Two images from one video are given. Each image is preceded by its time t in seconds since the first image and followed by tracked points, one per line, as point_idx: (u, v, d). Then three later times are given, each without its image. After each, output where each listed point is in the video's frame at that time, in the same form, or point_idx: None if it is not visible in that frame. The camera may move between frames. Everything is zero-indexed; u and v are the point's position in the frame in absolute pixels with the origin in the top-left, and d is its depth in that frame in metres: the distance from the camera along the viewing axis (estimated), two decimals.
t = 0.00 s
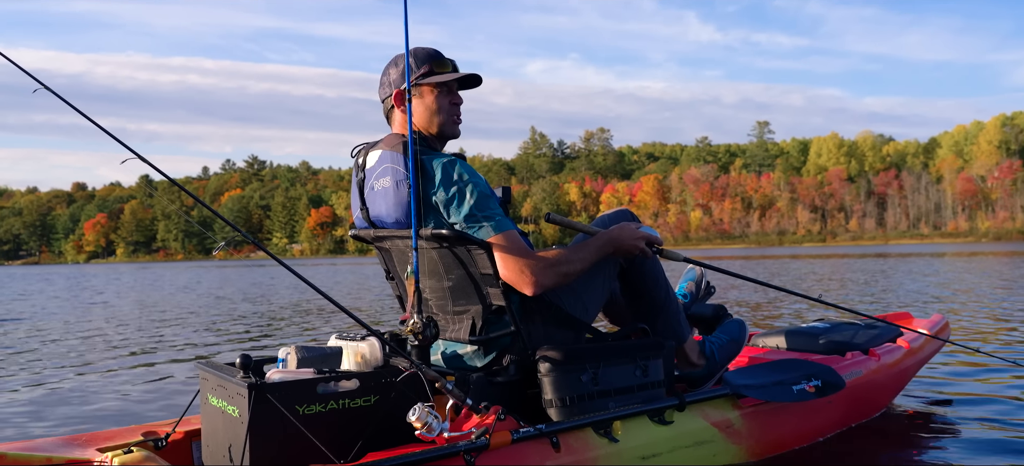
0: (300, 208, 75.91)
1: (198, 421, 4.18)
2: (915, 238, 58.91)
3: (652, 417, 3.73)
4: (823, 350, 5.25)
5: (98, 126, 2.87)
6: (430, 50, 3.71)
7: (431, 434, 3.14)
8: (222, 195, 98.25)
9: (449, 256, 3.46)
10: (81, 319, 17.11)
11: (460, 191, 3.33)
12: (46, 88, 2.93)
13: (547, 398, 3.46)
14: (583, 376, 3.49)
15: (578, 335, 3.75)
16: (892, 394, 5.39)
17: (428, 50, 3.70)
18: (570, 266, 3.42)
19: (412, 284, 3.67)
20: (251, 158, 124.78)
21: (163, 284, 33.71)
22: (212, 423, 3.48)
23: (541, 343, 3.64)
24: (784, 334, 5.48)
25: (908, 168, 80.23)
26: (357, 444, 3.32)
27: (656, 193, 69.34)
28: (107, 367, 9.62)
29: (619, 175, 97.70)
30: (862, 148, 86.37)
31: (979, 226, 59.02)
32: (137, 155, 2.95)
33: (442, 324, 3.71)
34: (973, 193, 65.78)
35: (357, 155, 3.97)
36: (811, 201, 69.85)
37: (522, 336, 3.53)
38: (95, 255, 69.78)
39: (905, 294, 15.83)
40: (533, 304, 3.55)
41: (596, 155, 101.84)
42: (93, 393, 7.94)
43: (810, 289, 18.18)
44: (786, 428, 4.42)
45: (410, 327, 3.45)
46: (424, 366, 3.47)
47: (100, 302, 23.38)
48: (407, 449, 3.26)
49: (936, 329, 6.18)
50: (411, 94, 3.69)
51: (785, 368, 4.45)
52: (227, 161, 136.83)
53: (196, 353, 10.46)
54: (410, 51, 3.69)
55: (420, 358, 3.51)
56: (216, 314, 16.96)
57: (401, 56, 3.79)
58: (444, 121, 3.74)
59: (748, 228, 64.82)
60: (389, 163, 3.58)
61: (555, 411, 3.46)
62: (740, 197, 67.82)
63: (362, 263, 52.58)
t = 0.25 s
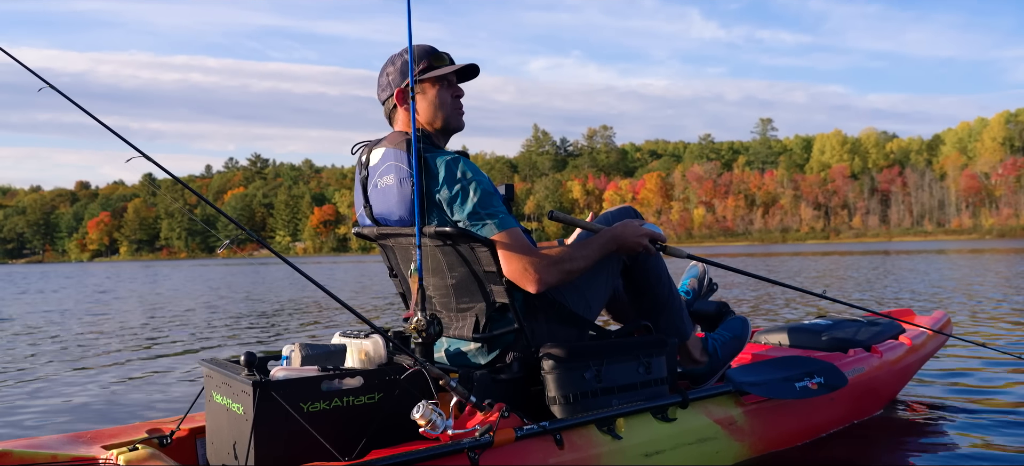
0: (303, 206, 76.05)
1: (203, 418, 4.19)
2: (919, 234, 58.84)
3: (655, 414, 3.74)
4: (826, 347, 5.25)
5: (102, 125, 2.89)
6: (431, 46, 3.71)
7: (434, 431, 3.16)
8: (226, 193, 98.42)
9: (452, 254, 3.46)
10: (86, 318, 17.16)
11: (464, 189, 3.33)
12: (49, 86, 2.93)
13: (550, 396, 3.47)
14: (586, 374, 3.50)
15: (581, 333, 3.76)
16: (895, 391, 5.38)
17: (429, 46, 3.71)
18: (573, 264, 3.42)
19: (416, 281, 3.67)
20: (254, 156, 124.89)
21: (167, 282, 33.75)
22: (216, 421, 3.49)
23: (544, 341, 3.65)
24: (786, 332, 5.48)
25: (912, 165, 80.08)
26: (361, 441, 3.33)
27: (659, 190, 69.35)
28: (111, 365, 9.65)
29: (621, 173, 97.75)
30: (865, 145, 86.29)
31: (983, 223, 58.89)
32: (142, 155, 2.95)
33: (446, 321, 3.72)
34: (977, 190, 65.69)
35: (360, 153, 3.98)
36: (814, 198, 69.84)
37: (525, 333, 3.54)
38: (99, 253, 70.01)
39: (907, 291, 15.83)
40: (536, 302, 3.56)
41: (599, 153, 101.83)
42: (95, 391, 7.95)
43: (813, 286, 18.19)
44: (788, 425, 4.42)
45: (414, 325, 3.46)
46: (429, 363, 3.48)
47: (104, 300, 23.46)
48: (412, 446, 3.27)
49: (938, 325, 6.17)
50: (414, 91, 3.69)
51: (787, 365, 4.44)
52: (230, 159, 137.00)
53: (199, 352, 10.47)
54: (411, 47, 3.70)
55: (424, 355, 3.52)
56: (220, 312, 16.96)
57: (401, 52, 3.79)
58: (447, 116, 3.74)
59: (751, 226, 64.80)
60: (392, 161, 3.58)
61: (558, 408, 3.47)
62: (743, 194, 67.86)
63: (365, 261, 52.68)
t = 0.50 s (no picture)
0: (306, 204, 76.13)
1: (208, 416, 4.22)
2: (923, 231, 58.70)
3: (658, 412, 3.75)
4: (828, 344, 5.26)
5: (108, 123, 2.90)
6: (432, 44, 3.72)
7: (439, 430, 3.17)
8: (228, 191, 98.49)
9: (456, 253, 3.48)
10: (91, 317, 17.20)
11: (468, 187, 3.34)
12: (55, 88, 2.98)
13: (554, 394, 3.49)
14: (590, 372, 3.51)
15: (585, 330, 3.77)
16: (897, 388, 5.39)
17: (430, 44, 3.72)
18: (577, 262, 3.43)
19: (418, 280, 3.70)
20: (258, 155, 124.98)
21: (171, 280, 33.80)
22: (221, 419, 3.51)
23: (547, 339, 3.66)
24: (789, 329, 5.49)
25: (915, 161, 79.97)
26: (365, 439, 3.34)
27: (662, 188, 69.29)
28: (115, 364, 9.67)
29: (624, 171, 97.71)
30: (869, 142, 86.07)
31: (987, 220, 58.78)
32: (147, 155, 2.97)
33: (450, 319, 3.73)
34: (981, 187, 65.51)
35: (363, 151, 3.99)
36: (817, 195, 69.70)
37: (528, 332, 3.55)
38: (102, 253, 70.27)
39: (910, 288, 15.80)
40: (539, 300, 3.57)
41: (602, 150, 101.76)
42: (98, 390, 7.99)
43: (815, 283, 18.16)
44: (792, 422, 4.43)
45: (418, 323, 3.47)
46: (433, 361, 3.49)
47: (108, 298, 23.56)
48: (416, 445, 3.28)
49: (940, 322, 6.17)
50: (416, 89, 3.71)
51: (789, 363, 4.46)
52: (233, 157, 137.07)
53: (204, 350, 10.50)
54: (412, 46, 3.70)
55: (428, 353, 3.53)
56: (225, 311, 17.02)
57: (402, 52, 3.79)
58: (449, 114, 3.75)
59: (755, 223, 64.68)
60: (395, 159, 3.59)
61: (562, 406, 3.48)
62: (747, 192, 67.77)
63: (368, 259, 52.71)
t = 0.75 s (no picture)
0: (310, 202, 76.29)
1: (213, 414, 4.23)
2: (928, 231, 58.55)
3: (662, 411, 3.76)
4: (832, 344, 5.26)
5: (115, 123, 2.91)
6: (438, 43, 3.73)
7: (444, 428, 3.18)
8: (233, 189, 98.68)
9: (461, 251, 3.49)
10: (95, 315, 17.24)
11: (473, 187, 3.35)
12: (64, 86, 3.00)
13: (558, 393, 3.49)
14: (594, 371, 3.51)
15: (589, 329, 3.77)
16: (901, 388, 5.37)
17: (436, 43, 3.73)
18: (582, 261, 3.44)
19: (424, 278, 3.70)
20: (262, 153, 125.14)
21: (175, 279, 33.89)
22: (226, 416, 3.52)
23: (552, 337, 3.67)
24: (793, 329, 5.50)
25: (920, 161, 79.76)
26: (370, 437, 3.35)
27: (666, 187, 69.24)
28: (119, 362, 9.69)
29: (628, 169, 97.68)
30: (874, 141, 85.86)
31: (992, 220, 58.61)
32: (153, 152, 2.99)
33: (455, 317, 3.74)
34: (987, 186, 65.30)
35: (369, 150, 4.00)
36: (822, 194, 69.59)
37: (534, 330, 3.56)
38: (107, 250, 70.61)
39: (914, 288, 15.76)
40: (544, 298, 3.58)
41: (606, 149, 101.71)
42: (101, 388, 8.01)
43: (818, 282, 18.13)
44: (796, 422, 4.43)
45: (422, 322, 3.48)
46: (437, 360, 3.50)
47: (113, 296, 23.65)
48: (421, 443, 3.29)
49: (944, 322, 6.17)
50: (422, 89, 3.71)
51: (794, 362, 4.45)
52: (238, 156, 137.31)
53: (208, 348, 10.50)
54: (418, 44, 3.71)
55: (432, 352, 3.55)
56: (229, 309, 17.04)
57: (408, 51, 3.80)
58: (455, 114, 3.76)
59: (759, 222, 64.58)
60: (401, 158, 3.60)
61: (566, 405, 3.50)
62: (751, 190, 67.71)
63: (372, 257, 52.78)
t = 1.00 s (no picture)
0: (314, 201, 76.45)
1: (217, 411, 4.26)
2: (933, 231, 58.43)
3: (666, 410, 3.77)
4: (835, 344, 5.27)
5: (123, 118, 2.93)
6: (443, 43, 3.74)
7: (448, 426, 3.19)
8: (237, 188, 98.80)
9: (465, 250, 3.50)
10: (97, 312, 17.28)
11: (478, 186, 3.35)
12: (71, 83, 3.01)
13: (562, 391, 3.51)
14: (598, 370, 3.52)
15: (593, 329, 3.79)
16: (902, 388, 5.38)
17: (442, 44, 3.74)
18: (586, 261, 3.45)
19: (429, 276, 3.72)
20: (267, 151, 125.25)
21: (178, 276, 33.97)
22: (231, 413, 3.54)
23: (556, 336, 3.68)
24: (797, 329, 5.52)
25: (925, 161, 79.59)
26: (375, 436, 3.36)
27: (670, 187, 69.16)
28: (123, 359, 9.71)
29: (632, 169, 97.64)
30: (878, 141, 85.71)
31: (996, 220, 58.46)
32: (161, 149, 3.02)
33: (459, 316, 3.75)
34: (991, 186, 65.25)
35: (373, 149, 4.01)
36: (826, 194, 69.50)
37: (537, 329, 3.57)
38: (111, 248, 70.80)
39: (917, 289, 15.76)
40: (548, 298, 3.58)
41: (610, 149, 101.64)
42: (104, 385, 8.03)
43: (819, 282, 18.18)
44: (799, 421, 4.43)
45: (427, 320, 3.49)
46: (442, 358, 3.52)
47: (117, 293, 23.70)
48: (426, 442, 3.30)
49: (946, 324, 6.17)
50: (429, 88, 3.71)
51: (796, 363, 4.45)
52: (242, 153, 137.45)
53: (212, 346, 10.50)
54: (425, 44, 3.72)
55: (437, 350, 3.56)
56: (234, 306, 17.04)
57: (415, 50, 3.80)
58: (461, 114, 3.76)
59: (763, 222, 64.44)
60: (406, 157, 3.60)
61: (570, 404, 3.50)
62: (755, 190, 67.69)
63: (377, 256, 52.85)
